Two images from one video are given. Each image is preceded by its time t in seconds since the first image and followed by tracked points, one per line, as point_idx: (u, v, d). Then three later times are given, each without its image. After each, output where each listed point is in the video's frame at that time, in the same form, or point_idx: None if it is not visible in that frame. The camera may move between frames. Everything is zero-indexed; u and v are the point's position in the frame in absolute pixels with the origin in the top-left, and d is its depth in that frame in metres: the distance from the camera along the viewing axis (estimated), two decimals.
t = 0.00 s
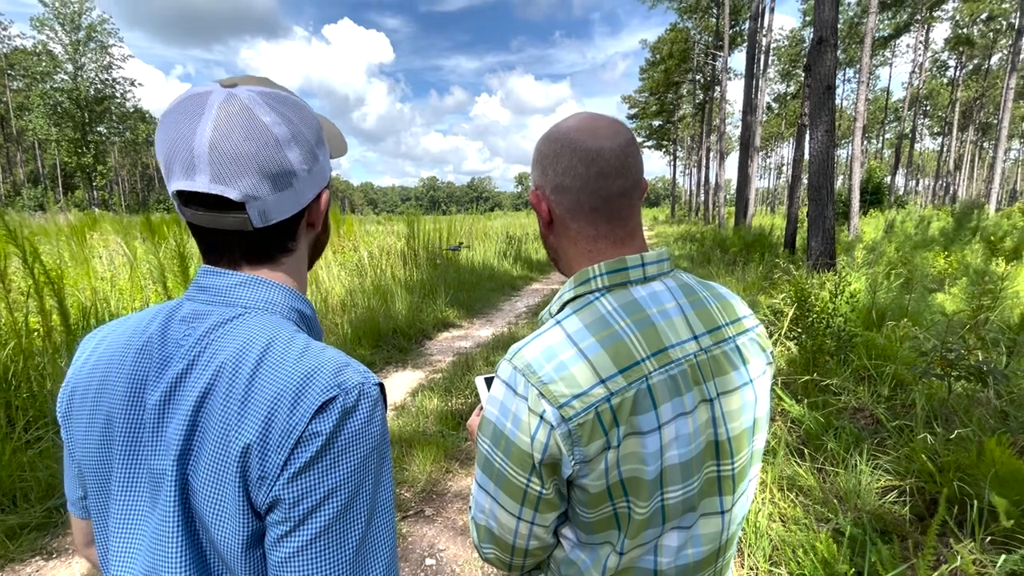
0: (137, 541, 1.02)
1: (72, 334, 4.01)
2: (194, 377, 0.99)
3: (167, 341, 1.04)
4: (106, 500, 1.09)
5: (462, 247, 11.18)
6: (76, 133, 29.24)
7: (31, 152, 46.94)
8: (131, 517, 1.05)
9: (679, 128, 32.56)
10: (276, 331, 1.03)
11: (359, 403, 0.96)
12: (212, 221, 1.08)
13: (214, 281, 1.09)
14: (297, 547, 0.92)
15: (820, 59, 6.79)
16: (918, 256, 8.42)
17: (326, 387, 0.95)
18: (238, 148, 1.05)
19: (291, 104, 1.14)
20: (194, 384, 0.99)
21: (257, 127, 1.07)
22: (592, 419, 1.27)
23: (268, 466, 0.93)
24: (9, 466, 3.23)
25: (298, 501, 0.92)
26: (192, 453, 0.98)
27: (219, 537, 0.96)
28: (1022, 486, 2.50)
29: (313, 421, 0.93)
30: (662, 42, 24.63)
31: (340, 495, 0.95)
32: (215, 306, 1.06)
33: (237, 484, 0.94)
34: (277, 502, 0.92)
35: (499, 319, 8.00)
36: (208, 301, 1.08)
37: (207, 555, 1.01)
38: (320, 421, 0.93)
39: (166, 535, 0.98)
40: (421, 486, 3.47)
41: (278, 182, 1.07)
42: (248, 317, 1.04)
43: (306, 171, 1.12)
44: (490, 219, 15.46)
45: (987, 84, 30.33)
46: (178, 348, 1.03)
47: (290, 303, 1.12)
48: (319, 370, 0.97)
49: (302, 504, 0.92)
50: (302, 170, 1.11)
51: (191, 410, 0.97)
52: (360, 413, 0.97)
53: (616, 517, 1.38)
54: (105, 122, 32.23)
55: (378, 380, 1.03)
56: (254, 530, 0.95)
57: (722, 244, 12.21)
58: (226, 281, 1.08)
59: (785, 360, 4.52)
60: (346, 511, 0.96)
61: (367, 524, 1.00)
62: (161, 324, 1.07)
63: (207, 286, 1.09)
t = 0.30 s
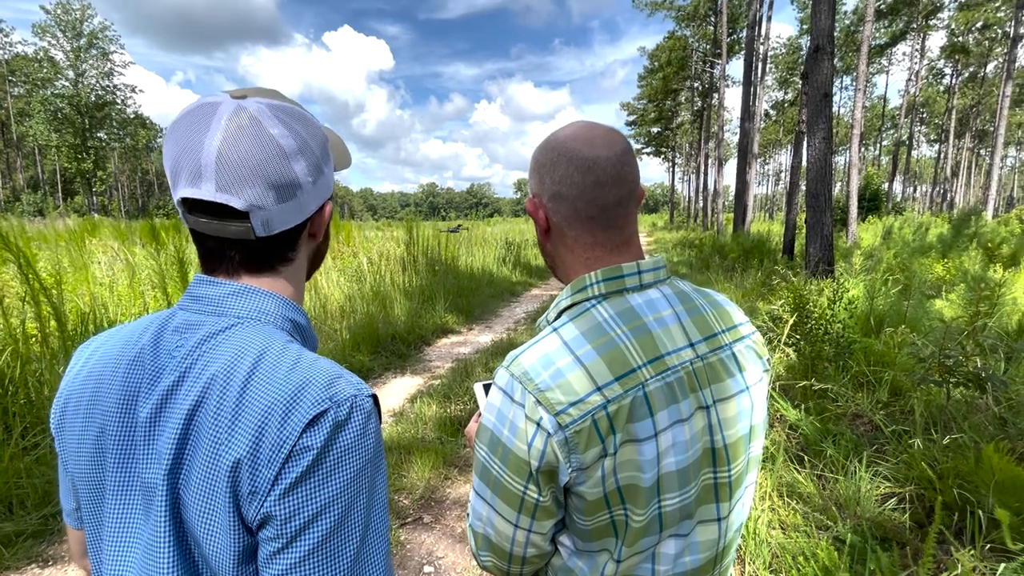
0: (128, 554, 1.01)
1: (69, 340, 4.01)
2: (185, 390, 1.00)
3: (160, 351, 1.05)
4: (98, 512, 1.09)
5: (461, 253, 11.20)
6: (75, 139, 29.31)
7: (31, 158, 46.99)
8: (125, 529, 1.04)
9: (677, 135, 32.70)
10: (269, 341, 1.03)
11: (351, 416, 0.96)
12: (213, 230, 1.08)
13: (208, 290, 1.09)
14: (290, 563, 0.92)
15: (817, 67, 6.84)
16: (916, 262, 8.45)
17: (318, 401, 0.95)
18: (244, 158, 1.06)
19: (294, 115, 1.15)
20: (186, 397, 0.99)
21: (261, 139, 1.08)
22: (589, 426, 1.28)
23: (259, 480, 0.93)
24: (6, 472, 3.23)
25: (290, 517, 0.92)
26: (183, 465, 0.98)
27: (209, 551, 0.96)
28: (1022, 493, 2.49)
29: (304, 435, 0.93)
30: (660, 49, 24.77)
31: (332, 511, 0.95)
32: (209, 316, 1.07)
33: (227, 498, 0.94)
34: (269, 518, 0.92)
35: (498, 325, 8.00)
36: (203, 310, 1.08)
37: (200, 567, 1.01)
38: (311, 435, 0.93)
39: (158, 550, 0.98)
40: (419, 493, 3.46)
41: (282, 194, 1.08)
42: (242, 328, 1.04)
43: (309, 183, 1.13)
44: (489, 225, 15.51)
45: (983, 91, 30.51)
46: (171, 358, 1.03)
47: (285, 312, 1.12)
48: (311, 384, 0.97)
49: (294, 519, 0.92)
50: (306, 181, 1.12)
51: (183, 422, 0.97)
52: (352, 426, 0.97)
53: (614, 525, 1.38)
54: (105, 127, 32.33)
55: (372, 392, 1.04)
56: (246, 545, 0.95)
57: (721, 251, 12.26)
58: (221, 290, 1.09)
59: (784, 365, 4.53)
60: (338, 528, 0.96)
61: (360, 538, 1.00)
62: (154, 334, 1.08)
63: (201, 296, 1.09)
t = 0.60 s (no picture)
0: (116, 562, 1.02)
1: (66, 346, 4.00)
2: (173, 396, 1.01)
3: (149, 359, 1.06)
4: (86, 520, 1.10)
5: (460, 260, 11.22)
6: (76, 146, 29.40)
7: (31, 164, 47.11)
8: (113, 538, 1.04)
9: (675, 143, 32.87)
10: (257, 348, 1.04)
11: (338, 423, 0.97)
12: (206, 239, 1.09)
13: (200, 298, 1.11)
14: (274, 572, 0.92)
15: (814, 76, 6.92)
16: (914, 269, 8.49)
17: (303, 408, 0.96)
18: (234, 169, 1.07)
19: (289, 126, 1.17)
20: (172, 405, 1.00)
21: (254, 149, 1.09)
22: (587, 433, 1.28)
23: (243, 487, 0.93)
24: (2, 479, 3.22)
25: (275, 526, 0.92)
26: (170, 472, 0.99)
27: (195, 560, 0.96)
28: (1021, 501, 2.49)
29: (289, 442, 0.93)
30: (658, 58, 24.95)
31: (318, 520, 0.95)
32: (200, 324, 1.08)
33: (212, 507, 0.94)
34: (253, 527, 0.92)
35: (497, 332, 8.00)
36: (194, 318, 1.10)
37: None
38: (297, 442, 0.93)
39: (144, 558, 0.98)
40: (417, 501, 3.45)
41: (273, 204, 1.09)
42: (231, 335, 1.05)
43: (301, 193, 1.14)
44: (488, 232, 15.54)
45: (979, 100, 30.72)
46: (160, 365, 1.04)
47: (275, 320, 1.13)
48: (298, 390, 0.98)
49: (279, 529, 0.92)
50: (297, 192, 1.13)
51: (169, 429, 0.98)
52: (339, 433, 0.97)
53: (612, 532, 1.38)
54: (106, 134, 32.44)
55: (360, 399, 1.04)
56: (230, 555, 0.95)
57: (719, 258, 12.29)
58: (214, 298, 1.10)
59: (783, 372, 4.53)
60: (324, 537, 0.96)
61: (348, 546, 1.00)
62: (144, 341, 1.09)
63: (193, 304, 1.11)
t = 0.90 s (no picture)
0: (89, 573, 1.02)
1: (65, 354, 4.02)
2: (149, 407, 1.01)
3: (129, 368, 1.06)
4: (63, 531, 1.09)
5: (460, 268, 11.23)
6: (76, 154, 29.51)
7: (31, 172, 47.19)
8: (87, 550, 1.05)
9: (674, 151, 33.05)
10: (236, 359, 1.05)
11: (313, 436, 0.98)
12: (193, 249, 1.10)
13: (185, 308, 1.11)
14: None
15: (810, 86, 6.98)
16: (911, 278, 8.52)
17: (278, 420, 0.96)
18: (218, 180, 1.08)
19: (277, 137, 1.18)
20: (148, 416, 1.00)
21: (238, 161, 1.10)
22: (587, 441, 1.29)
23: (213, 500, 0.93)
24: None
25: (245, 542, 0.92)
26: (144, 484, 0.99)
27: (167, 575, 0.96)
28: (1021, 510, 2.49)
29: (260, 456, 0.94)
30: (656, 68, 25.13)
31: (291, 535, 0.95)
32: (182, 334, 1.09)
33: (183, 520, 0.94)
34: (223, 543, 0.92)
35: (496, 340, 8.00)
36: (177, 327, 1.11)
37: None
38: (269, 455, 0.94)
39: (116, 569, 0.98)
40: (415, 511, 3.44)
41: (258, 214, 1.10)
42: (211, 346, 1.06)
43: (287, 203, 1.15)
44: (487, 239, 15.58)
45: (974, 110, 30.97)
46: (139, 376, 1.05)
47: (259, 330, 1.14)
48: (274, 402, 0.99)
49: (249, 545, 0.92)
50: (283, 203, 1.14)
51: (144, 442, 0.99)
52: (315, 446, 0.98)
53: (612, 540, 1.38)
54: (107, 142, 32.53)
55: (339, 411, 1.05)
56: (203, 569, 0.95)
57: (718, 266, 12.32)
58: (199, 307, 1.11)
59: (782, 381, 4.53)
60: (298, 551, 0.96)
61: (323, 560, 1.00)
62: (126, 351, 1.10)
63: (177, 313, 1.12)
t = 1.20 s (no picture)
0: None
1: (63, 361, 4.03)
2: (132, 420, 1.01)
3: (114, 378, 1.06)
4: (45, 544, 1.08)
5: (459, 276, 11.24)
6: (76, 162, 29.62)
7: (31, 181, 47.24)
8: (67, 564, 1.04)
9: (672, 161, 33.22)
10: (223, 367, 1.05)
11: (300, 447, 0.97)
12: (179, 259, 1.11)
13: (172, 316, 1.12)
14: None
15: (807, 97, 7.00)
16: (910, 287, 8.53)
17: (264, 430, 0.96)
18: (206, 190, 1.09)
19: (267, 147, 1.19)
20: (130, 429, 1.00)
21: (225, 170, 1.11)
22: (587, 449, 1.28)
23: (197, 512, 0.93)
24: None
25: (229, 555, 0.91)
26: (127, 496, 0.99)
27: None
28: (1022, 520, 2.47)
29: (246, 467, 0.93)
30: (654, 79, 25.31)
31: (279, 546, 0.95)
32: (168, 344, 1.09)
33: (167, 533, 0.93)
34: (207, 556, 0.91)
35: (495, 349, 7.98)
36: (164, 336, 1.11)
37: None
38: (254, 466, 0.93)
39: None
40: (414, 521, 3.42)
41: (246, 224, 1.11)
42: (199, 354, 1.07)
43: (276, 214, 1.16)
44: (486, 248, 15.59)
45: (970, 121, 31.19)
46: (124, 386, 1.05)
47: (246, 339, 1.14)
48: (260, 411, 0.99)
49: (232, 558, 0.91)
50: (272, 212, 1.15)
51: (127, 454, 0.99)
52: (301, 457, 0.98)
53: (613, 549, 1.37)
54: (108, 151, 32.63)
55: (327, 422, 1.05)
56: None
57: (717, 275, 12.34)
58: (186, 317, 1.11)
59: (782, 390, 4.53)
60: (285, 563, 0.95)
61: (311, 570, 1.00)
62: (110, 362, 1.10)
63: (164, 322, 1.12)
